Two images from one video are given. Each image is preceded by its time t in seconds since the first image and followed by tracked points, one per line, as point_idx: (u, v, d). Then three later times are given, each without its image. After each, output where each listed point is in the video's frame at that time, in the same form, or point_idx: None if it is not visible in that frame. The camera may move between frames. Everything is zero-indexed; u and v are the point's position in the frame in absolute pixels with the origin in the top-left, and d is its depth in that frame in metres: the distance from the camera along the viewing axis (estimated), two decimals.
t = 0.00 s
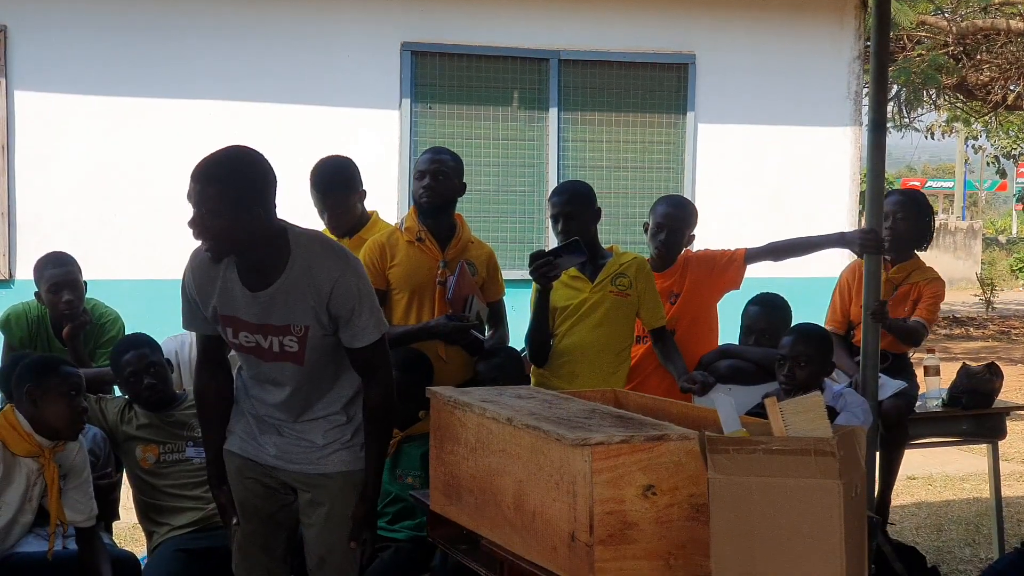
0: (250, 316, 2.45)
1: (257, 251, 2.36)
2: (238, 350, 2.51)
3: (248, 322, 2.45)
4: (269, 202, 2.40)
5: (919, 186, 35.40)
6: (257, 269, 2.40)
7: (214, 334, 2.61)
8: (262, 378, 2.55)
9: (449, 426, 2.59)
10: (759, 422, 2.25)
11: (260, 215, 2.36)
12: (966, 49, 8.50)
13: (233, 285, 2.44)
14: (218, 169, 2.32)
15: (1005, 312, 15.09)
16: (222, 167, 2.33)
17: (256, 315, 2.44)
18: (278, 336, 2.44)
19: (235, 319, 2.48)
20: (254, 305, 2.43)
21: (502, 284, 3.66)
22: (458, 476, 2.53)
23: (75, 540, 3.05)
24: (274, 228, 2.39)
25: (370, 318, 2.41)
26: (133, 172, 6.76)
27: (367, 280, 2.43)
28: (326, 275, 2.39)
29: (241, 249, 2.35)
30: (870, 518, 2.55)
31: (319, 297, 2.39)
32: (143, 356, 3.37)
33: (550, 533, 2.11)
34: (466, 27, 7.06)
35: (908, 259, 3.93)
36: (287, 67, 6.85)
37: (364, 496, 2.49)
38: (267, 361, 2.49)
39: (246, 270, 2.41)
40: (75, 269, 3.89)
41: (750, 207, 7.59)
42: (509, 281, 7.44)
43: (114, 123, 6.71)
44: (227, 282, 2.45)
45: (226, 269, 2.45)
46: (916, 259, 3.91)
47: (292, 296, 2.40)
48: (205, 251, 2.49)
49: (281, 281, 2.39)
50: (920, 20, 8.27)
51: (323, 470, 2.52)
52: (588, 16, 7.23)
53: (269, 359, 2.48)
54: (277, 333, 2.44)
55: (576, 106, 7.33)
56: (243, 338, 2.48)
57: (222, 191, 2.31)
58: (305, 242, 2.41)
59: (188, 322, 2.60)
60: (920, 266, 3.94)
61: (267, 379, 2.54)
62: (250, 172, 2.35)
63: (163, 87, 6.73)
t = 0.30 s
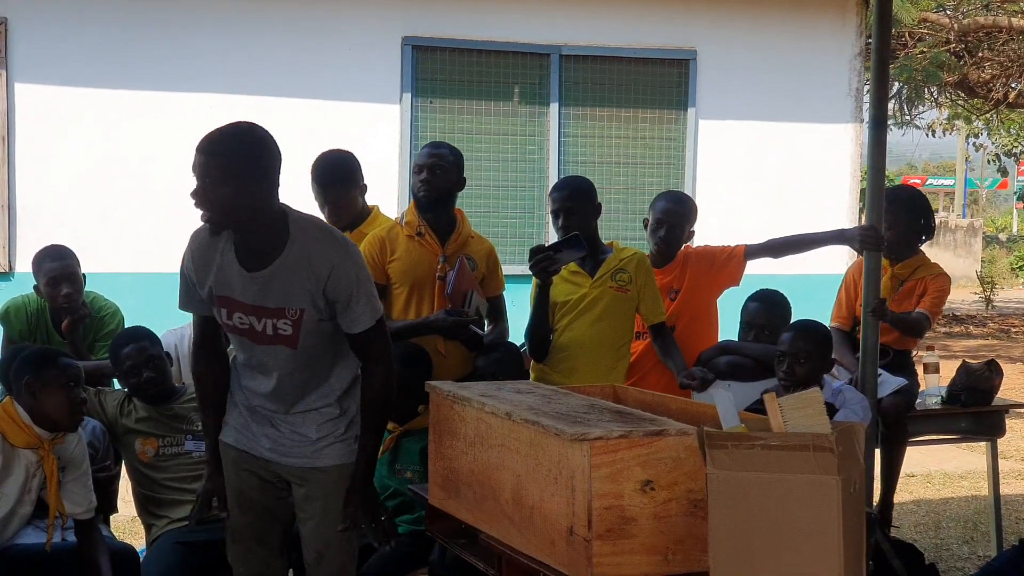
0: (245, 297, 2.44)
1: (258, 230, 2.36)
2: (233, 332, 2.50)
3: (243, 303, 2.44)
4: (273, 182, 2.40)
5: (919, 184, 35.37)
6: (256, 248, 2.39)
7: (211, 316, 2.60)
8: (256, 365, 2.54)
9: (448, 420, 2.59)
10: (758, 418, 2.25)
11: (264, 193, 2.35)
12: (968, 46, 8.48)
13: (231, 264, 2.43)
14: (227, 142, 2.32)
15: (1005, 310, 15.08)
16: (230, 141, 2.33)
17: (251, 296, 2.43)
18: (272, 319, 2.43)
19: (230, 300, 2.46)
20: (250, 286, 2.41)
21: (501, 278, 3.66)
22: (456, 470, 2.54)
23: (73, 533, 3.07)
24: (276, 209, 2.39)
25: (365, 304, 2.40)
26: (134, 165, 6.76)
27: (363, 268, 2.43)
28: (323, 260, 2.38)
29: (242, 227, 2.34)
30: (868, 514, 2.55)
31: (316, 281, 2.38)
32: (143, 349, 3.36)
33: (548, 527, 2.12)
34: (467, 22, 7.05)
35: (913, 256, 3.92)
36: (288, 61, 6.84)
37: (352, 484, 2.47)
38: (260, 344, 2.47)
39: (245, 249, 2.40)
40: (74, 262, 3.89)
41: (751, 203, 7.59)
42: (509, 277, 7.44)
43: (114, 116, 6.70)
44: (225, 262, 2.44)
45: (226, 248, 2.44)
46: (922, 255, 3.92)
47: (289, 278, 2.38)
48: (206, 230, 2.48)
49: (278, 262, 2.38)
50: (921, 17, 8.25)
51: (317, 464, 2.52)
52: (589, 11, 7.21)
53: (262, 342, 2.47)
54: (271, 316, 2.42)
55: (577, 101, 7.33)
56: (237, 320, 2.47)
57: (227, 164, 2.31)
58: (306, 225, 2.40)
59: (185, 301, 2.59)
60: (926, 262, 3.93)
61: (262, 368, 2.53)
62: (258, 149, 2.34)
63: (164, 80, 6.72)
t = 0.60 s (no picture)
0: (246, 248, 2.38)
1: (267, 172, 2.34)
2: (229, 289, 2.42)
3: (243, 255, 2.39)
4: (290, 133, 2.40)
5: (924, 179, 35.34)
6: (262, 194, 2.37)
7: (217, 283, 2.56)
8: (247, 341, 2.42)
9: (451, 415, 2.59)
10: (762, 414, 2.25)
11: (277, 137, 2.35)
12: (974, 41, 8.47)
13: (239, 214, 2.41)
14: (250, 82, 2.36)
15: (1010, 306, 15.08)
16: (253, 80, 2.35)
17: (252, 246, 2.38)
18: (270, 272, 2.35)
19: (230, 253, 2.41)
20: (252, 236, 2.38)
21: (505, 272, 3.65)
22: (459, 464, 2.54)
23: (78, 525, 3.04)
24: (287, 160, 2.38)
25: (364, 262, 2.32)
26: (138, 159, 6.76)
27: (365, 230, 2.37)
28: (328, 212, 2.34)
29: (252, 166, 2.33)
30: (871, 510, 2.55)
31: (316, 234, 2.33)
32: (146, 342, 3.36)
33: (551, 520, 2.12)
34: (472, 16, 7.04)
35: (906, 248, 3.94)
36: (292, 55, 6.83)
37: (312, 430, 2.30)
38: (254, 302, 2.38)
39: (253, 194, 2.38)
40: (79, 255, 3.90)
41: (755, 198, 7.58)
42: (513, 271, 7.43)
43: (119, 110, 6.70)
44: (232, 213, 2.42)
45: (236, 201, 2.43)
46: (913, 248, 3.92)
47: (291, 227, 2.34)
48: (223, 187, 2.50)
49: (283, 210, 2.35)
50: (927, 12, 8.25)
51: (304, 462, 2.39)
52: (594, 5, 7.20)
53: (257, 299, 2.37)
54: (269, 269, 2.35)
55: (581, 95, 7.32)
56: (236, 274, 2.40)
57: (245, 100, 2.32)
58: (315, 180, 2.39)
59: (188, 265, 2.55)
60: (918, 255, 3.93)
61: (253, 344, 2.41)
62: (280, 91, 2.35)
63: (168, 74, 6.72)
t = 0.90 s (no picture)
0: (254, 227, 2.39)
1: (277, 152, 2.35)
2: (234, 270, 2.41)
3: (250, 234, 2.39)
4: (302, 116, 2.41)
5: (928, 176, 35.28)
6: (272, 174, 2.38)
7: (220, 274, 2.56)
8: (247, 328, 2.41)
9: (454, 412, 2.60)
10: (765, 410, 2.25)
11: (289, 117, 2.36)
12: (978, 37, 8.45)
13: (248, 195, 2.42)
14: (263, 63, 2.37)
15: (1014, 303, 15.05)
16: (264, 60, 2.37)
17: (260, 224, 2.38)
18: (277, 250, 2.36)
19: (237, 233, 2.41)
20: (261, 215, 2.38)
21: (508, 268, 3.66)
22: (462, 461, 2.55)
23: (81, 522, 3.08)
24: (297, 141, 2.40)
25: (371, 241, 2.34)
26: (142, 156, 6.77)
27: (373, 210, 2.38)
28: (336, 192, 2.36)
29: (262, 145, 2.34)
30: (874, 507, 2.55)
31: (324, 213, 2.34)
32: (150, 339, 3.36)
33: (554, 516, 2.12)
34: (475, 13, 7.03)
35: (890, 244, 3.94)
36: (296, 53, 6.84)
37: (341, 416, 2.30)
38: (259, 280, 2.38)
39: (262, 174, 2.39)
40: (85, 251, 3.90)
41: (758, 195, 7.57)
42: (517, 268, 7.44)
43: (123, 107, 6.71)
44: (242, 194, 2.43)
45: (247, 183, 2.45)
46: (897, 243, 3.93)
47: (300, 206, 2.35)
48: (235, 173, 2.52)
49: (294, 189, 2.36)
50: (931, 9, 8.23)
51: (301, 458, 2.37)
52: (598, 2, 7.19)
53: (262, 278, 2.37)
54: (275, 247, 2.36)
55: (585, 92, 7.31)
56: (242, 253, 2.40)
57: (259, 76, 2.33)
58: (325, 165, 2.41)
59: (195, 255, 2.57)
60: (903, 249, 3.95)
61: (253, 331, 2.39)
62: (294, 73, 2.37)
63: (172, 71, 6.72)
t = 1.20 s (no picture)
0: (253, 225, 2.38)
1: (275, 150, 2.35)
2: (233, 268, 2.41)
3: (249, 231, 2.39)
4: (300, 113, 2.42)
5: (930, 177, 35.25)
6: (270, 170, 2.38)
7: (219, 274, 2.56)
8: (247, 326, 2.40)
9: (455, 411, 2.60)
10: (766, 410, 2.25)
11: (286, 113, 2.37)
12: (980, 39, 8.44)
13: (247, 192, 2.42)
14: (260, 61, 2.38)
15: (1016, 304, 15.03)
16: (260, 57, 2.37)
17: (259, 221, 2.38)
18: (276, 247, 2.35)
19: (235, 231, 2.41)
20: (260, 212, 2.38)
21: (511, 267, 3.66)
22: (463, 459, 2.55)
23: (82, 518, 3.08)
24: (296, 138, 2.40)
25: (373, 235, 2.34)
26: (145, 153, 6.77)
27: (372, 206, 2.38)
28: (335, 187, 2.36)
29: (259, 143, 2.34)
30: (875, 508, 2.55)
31: (324, 209, 2.34)
32: (153, 335, 3.36)
33: (554, 515, 2.12)
34: (478, 12, 7.03)
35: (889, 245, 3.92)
36: (299, 52, 6.84)
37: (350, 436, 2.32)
38: (258, 278, 2.37)
39: (260, 170, 2.38)
40: (87, 248, 3.91)
41: (760, 195, 7.57)
42: (519, 267, 7.43)
43: (126, 105, 6.72)
44: (241, 192, 2.43)
45: (245, 181, 2.45)
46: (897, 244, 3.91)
47: (299, 202, 2.35)
48: (233, 172, 2.51)
49: (293, 185, 2.36)
50: (933, 11, 8.22)
51: (302, 455, 2.36)
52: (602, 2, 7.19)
53: (261, 275, 2.37)
54: (274, 244, 2.35)
55: (588, 92, 7.31)
56: (240, 251, 2.39)
57: (257, 72, 2.34)
58: (324, 161, 2.41)
59: (194, 256, 2.57)
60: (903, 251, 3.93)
61: (253, 329, 2.39)
62: (292, 69, 2.38)
63: (175, 69, 6.73)
